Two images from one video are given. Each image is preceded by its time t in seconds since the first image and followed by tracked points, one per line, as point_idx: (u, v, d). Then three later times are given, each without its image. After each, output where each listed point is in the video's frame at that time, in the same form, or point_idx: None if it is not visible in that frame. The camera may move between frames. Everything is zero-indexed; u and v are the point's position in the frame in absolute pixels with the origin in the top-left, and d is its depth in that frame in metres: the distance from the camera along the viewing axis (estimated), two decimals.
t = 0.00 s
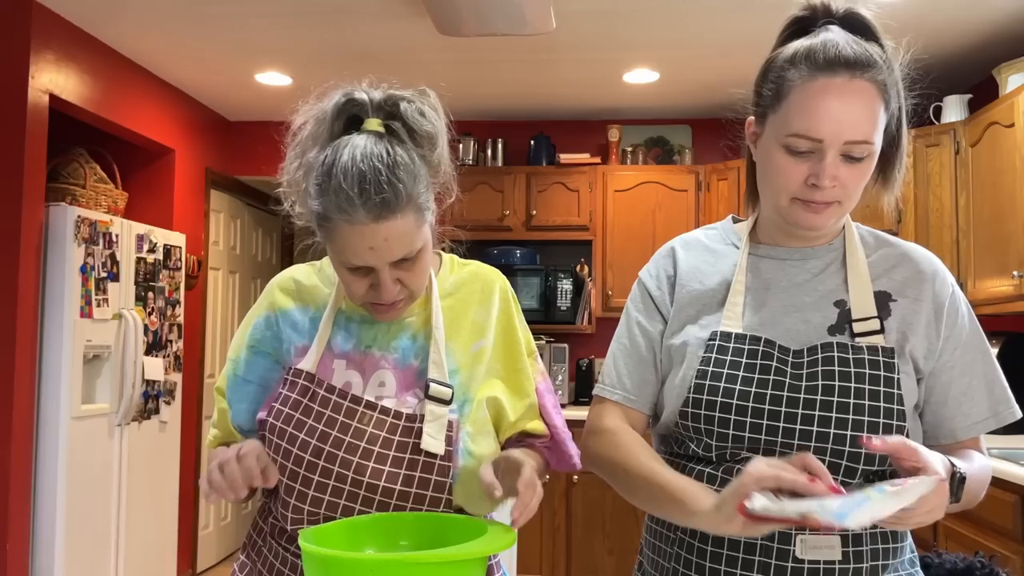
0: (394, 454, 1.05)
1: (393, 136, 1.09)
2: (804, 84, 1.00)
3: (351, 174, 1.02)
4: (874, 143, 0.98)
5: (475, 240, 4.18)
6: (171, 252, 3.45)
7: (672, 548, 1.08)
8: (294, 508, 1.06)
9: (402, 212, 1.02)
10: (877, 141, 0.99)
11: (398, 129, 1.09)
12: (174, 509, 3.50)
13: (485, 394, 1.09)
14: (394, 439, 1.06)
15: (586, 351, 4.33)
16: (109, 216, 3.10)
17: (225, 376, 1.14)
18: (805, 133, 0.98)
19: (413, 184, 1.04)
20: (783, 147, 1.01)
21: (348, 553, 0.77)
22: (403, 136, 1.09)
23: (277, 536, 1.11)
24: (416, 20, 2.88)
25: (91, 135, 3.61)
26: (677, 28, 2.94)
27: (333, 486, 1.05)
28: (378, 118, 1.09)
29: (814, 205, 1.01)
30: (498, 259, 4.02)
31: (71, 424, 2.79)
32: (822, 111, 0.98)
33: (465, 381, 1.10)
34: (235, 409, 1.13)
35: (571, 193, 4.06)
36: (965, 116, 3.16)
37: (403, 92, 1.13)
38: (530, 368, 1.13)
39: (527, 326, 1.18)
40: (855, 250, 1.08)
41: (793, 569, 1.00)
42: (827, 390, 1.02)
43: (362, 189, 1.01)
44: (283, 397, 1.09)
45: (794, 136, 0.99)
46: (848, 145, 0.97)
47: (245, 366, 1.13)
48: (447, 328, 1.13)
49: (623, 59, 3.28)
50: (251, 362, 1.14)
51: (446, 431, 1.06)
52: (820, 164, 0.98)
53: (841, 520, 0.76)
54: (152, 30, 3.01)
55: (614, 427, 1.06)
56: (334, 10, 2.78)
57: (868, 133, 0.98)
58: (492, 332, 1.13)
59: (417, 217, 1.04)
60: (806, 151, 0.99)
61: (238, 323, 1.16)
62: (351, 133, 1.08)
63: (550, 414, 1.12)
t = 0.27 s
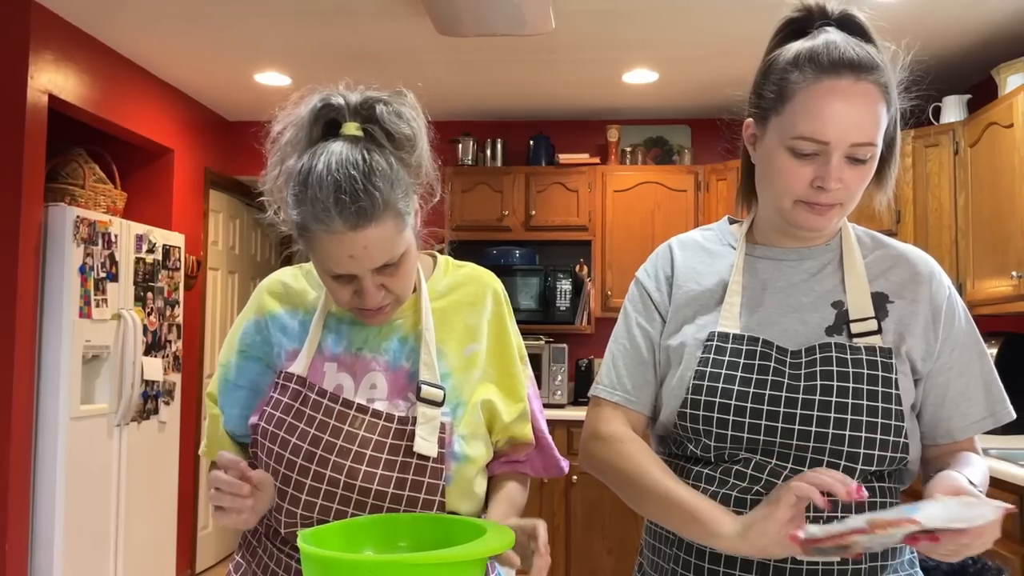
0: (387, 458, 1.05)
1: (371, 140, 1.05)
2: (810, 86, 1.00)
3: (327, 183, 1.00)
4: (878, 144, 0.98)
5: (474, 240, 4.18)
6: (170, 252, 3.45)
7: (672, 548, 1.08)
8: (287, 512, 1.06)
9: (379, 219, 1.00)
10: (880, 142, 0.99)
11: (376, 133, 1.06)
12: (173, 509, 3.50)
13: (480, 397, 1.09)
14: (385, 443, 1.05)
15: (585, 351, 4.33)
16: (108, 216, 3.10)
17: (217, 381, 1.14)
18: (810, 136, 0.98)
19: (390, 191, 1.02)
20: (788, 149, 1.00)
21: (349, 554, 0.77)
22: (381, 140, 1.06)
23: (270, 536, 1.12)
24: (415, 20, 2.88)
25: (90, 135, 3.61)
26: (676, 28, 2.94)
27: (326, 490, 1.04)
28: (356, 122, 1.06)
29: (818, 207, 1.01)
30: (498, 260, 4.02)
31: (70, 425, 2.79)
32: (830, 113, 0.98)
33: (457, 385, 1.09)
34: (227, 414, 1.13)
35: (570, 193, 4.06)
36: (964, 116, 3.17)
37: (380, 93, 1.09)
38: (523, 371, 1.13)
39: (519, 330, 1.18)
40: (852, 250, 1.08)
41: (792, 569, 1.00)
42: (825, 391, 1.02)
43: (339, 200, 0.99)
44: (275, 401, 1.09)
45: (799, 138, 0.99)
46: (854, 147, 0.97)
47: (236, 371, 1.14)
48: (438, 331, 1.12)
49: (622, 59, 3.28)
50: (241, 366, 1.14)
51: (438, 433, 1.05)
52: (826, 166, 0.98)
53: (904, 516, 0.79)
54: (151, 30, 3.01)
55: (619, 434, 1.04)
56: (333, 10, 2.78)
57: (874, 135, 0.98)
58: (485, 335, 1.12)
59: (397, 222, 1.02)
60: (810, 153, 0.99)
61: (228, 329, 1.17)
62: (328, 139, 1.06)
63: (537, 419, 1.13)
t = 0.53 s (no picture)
0: (380, 460, 1.04)
1: (363, 144, 1.04)
2: (822, 88, 1.00)
3: (316, 189, 0.99)
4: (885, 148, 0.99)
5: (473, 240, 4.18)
6: (169, 252, 3.45)
7: (671, 548, 1.08)
8: (281, 514, 1.06)
9: (369, 226, 0.99)
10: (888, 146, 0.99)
11: (369, 136, 1.04)
12: (172, 508, 3.50)
13: (473, 398, 1.09)
14: (379, 445, 1.05)
15: (585, 351, 4.33)
16: (108, 216, 3.10)
17: (209, 386, 1.14)
18: (822, 140, 0.98)
19: (381, 197, 1.00)
20: (799, 153, 1.00)
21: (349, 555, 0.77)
22: (375, 143, 1.04)
23: (265, 538, 1.12)
24: (414, 20, 2.88)
25: (89, 135, 3.61)
26: (676, 28, 2.94)
27: (320, 492, 1.04)
28: (349, 125, 1.04)
29: (825, 211, 1.01)
30: (497, 260, 4.01)
31: (69, 425, 2.79)
32: (851, 118, 0.97)
33: (450, 387, 1.09)
34: (220, 418, 1.12)
35: (570, 193, 4.06)
36: (964, 116, 3.17)
37: (374, 95, 1.08)
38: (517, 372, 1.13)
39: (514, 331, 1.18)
40: (848, 252, 1.08)
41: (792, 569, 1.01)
42: (824, 392, 1.02)
43: (328, 206, 0.98)
44: (267, 403, 1.09)
45: (811, 142, 0.99)
46: (867, 151, 0.98)
47: (229, 373, 1.13)
48: (432, 332, 1.11)
49: (621, 59, 3.28)
50: (234, 369, 1.13)
51: (432, 435, 1.05)
52: (838, 171, 0.97)
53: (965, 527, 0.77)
54: (150, 30, 3.01)
55: (626, 439, 1.03)
56: (333, 10, 2.78)
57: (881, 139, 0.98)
58: (479, 337, 1.12)
59: (388, 229, 1.01)
60: (819, 157, 0.99)
61: (219, 332, 1.16)
62: (321, 141, 1.04)
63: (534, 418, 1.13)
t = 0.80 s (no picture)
0: (380, 458, 1.04)
1: (364, 147, 1.04)
2: (824, 85, 1.00)
3: (315, 193, 0.99)
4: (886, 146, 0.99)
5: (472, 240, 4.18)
6: (168, 251, 3.44)
7: (672, 547, 1.08)
8: (280, 513, 1.05)
9: (368, 232, 0.99)
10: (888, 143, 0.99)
11: (368, 138, 1.04)
12: (171, 508, 3.50)
13: (470, 396, 1.09)
14: (380, 444, 1.05)
15: (585, 351, 4.33)
16: (107, 215, 3.10)
17: (203, 381, 1.13)
18: (822, 137, 0.98)
19: (380, 203, 1.00)
20: (799, 150, 1.00)
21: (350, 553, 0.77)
22: (374, 146, 1.04)
23: (261, 538, 1.11)
24: (414, 20, 2.88)
25: (88, 134, 3.61)
26: (675, 28, 2.94)
27: (319, 491, 1.04)
28: (348, 126, 1.04)
29: (827, 213, 1.01)
30: (497, 259, 3.98)
31: (68, 424, 2.78)
32: (853, 116, 0.97)
33: (450, 382, 1.09)
34: (215, 412, 1.11)
35: (569, 192, 4.06)
36: (963, 116, 3.17)
37: (375, 97, 1.08)
38: (514, 367, 1.13)
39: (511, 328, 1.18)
40: (851, 250, 1.08)
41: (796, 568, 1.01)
42: (829, 390, 1.02)
43: (326, 212, 0.98)
44: (264, 401, 1.08)
45: (810, 139, 0.99)
46: (868, 147, 0.97)
47: (224, 368, 1.12)
48: (429, 329, 1.11)
49: (621, 59, 3.28)
50: (229, 364, 1.13)
51: (432, 435, 1.05)
52: (837, 170, 0.97)
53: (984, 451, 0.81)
54: (150, 30, 3.01)
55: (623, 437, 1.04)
56: (332, 9, 2.78)
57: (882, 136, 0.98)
58: (475, 334, 1.12)
59: (386, 234, 1.01)
60: (817, 153, 0.99)
61: (213, 326, 1.15)
62: (320, 142, 1.04)
63: (531, 414, 1.13)
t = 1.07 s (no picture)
0: (379, 458, 1.04)
1: (366, 145, 1.03)
2: (818, 83, 1.00)
3: (317, 191, 0.99)
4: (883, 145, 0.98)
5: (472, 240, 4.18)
6: (166, 251, 3.44)
7: (673, 546, 1.08)
8: (278, 512, 1.05)
9: (369, 232, 0.99)
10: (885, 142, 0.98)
11: (371, 137, 1.04)
12: (170, 508, 3.49)
13: (469, 396, 1.08)
14: (379, 444, 1.05)
15: (584, 350, 4.33)
16: (105, 214, 3.09)
17: (200, 378, 1.13)
18: (816, 134, 0.98)
19: (381, 203, 1.00)
20: (793, 147, 1.00)
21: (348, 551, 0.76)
22: (376, 145, 1.04)
23: (260, 538, 1.11)
24: (413, 19, 2.88)
25: (87, 134, 3.61)
26: (674, 27, 2.94)
27: (316, 491, 1.04)
28: (351, 125, 1.04)
29: (820, 210, 1.01)
30: (495, 259, 4.00)
31: (67, 424, 2.78)
32: (842, 114, 0.97)
33: (449, 382, 1.09)
34: (212, 411, 1.11)
35: (568, 192, 4.06)
36: (962, 115, 3.17)
37: (378, 96, 1.07)
38: (512, 368, 1.13)
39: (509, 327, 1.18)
40: (851, 247, 1.08)
41: (797, 568, 1.00)
42: (825, 387, 1.02)
43: (328, 211, 0.97)
44: (261, 400, 1.08)
45: (805, 137, 0.99)
46: (861, 146, 0.97)
47: (222, 366, 1.12)
48: (427, 328, 1.11)
49: (620, 58, 3.28)
50: (227, 362, 1.13)
51: (431, 435, 1.05)
52: (829, 168, 0.97)
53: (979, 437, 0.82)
54: (148, 29, 3.01)
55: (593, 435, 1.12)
56: (331, 8, 2.78)
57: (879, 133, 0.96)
58: (474, 333, 1.12)
59: (387, 234, 1.01)
60: (812, 151, 0.99)
61: (210, 323, 1.15)
62: (322, 140, 1.04)
63: (530, 415, 1.12)
